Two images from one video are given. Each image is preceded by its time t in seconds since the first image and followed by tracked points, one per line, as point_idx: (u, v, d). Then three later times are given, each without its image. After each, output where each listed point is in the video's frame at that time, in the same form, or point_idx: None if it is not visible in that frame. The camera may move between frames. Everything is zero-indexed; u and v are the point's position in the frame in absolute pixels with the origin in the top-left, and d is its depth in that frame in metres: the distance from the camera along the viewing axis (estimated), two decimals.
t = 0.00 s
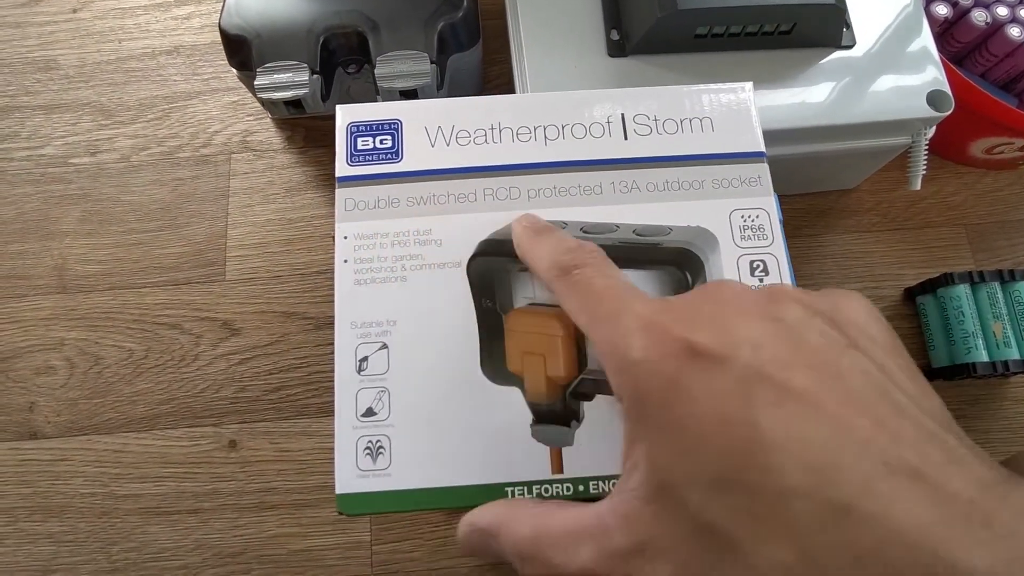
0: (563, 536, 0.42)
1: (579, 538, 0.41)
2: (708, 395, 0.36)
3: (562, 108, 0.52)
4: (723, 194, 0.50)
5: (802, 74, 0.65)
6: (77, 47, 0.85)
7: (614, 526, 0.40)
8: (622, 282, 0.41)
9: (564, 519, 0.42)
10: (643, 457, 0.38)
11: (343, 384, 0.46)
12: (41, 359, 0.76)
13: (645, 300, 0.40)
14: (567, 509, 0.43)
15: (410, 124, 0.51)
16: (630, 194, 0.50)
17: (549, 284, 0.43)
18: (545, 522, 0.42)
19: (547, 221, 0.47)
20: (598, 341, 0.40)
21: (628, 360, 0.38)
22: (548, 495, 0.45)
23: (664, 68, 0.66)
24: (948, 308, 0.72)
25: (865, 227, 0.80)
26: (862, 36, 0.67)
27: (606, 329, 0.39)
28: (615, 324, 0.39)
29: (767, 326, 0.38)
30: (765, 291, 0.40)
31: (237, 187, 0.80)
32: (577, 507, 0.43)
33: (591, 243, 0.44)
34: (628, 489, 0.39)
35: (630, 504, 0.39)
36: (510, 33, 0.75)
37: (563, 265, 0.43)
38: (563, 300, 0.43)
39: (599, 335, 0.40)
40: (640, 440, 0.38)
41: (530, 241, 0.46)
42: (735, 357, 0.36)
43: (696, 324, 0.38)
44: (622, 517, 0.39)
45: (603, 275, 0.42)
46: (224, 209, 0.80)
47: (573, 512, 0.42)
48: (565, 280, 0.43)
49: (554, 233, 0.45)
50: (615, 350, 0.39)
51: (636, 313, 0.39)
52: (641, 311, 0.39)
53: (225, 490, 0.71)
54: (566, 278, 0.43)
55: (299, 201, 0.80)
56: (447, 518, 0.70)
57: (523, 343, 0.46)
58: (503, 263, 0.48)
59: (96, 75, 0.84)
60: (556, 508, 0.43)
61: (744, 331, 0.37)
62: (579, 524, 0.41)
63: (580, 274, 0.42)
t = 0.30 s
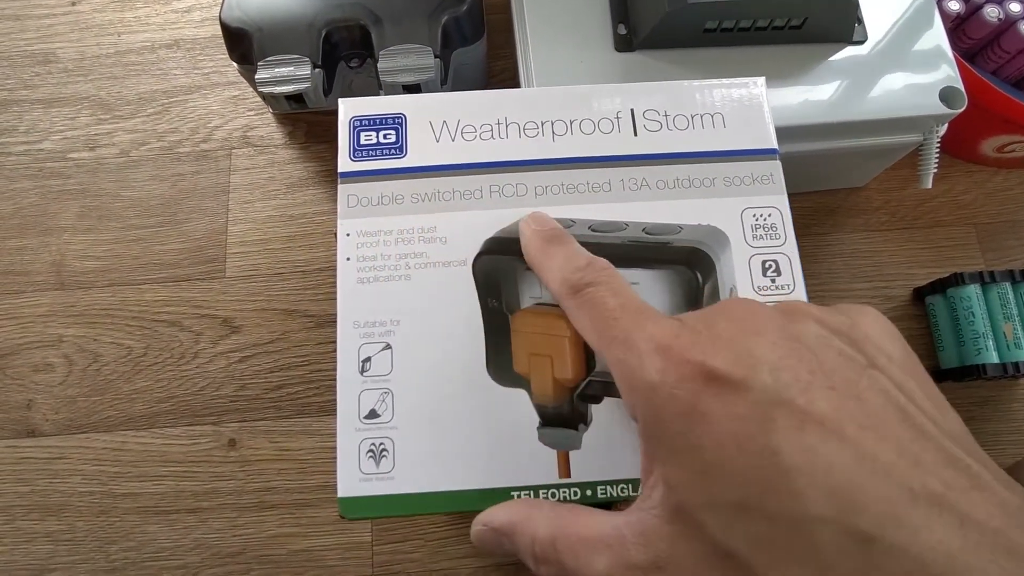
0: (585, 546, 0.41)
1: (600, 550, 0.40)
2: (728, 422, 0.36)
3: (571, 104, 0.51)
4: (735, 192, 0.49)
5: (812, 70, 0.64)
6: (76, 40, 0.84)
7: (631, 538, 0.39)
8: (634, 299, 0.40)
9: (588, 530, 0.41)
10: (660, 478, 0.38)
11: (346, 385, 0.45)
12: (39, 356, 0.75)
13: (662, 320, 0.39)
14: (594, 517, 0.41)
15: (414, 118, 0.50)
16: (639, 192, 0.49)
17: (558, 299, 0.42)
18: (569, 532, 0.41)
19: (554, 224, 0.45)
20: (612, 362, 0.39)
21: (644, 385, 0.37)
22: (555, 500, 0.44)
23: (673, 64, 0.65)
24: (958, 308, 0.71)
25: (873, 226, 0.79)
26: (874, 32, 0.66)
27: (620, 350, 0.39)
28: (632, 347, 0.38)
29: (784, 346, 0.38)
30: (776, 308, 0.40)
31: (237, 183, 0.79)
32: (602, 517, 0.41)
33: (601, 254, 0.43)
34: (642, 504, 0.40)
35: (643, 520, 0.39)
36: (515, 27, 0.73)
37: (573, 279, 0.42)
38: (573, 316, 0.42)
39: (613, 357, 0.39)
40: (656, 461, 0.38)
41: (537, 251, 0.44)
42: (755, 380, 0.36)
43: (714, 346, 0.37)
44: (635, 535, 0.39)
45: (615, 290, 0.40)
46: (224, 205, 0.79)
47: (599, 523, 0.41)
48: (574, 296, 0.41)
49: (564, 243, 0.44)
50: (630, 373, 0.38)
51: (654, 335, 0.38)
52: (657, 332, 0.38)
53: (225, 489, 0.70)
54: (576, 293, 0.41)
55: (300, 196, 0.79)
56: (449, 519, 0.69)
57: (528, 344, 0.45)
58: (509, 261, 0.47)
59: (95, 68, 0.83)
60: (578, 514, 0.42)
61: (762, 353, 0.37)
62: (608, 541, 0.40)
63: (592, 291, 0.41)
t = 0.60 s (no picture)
0: None
1: None
2: (958, 507, 0.25)
3: (560, 87, 0.52)
4: (721, 174, 0.49)
5: (803, 58, 0.65)
6: (74, 28, 0.85)
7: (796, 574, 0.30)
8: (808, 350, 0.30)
9: (727, 565, 0.33)
10: (848, 557, 0.28)
11: (333, 360, 0.46)
12: (35, 340, 0.76)
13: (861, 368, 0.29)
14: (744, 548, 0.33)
15: (404, 101, 0.51)
16: (626, 173, 0.49)
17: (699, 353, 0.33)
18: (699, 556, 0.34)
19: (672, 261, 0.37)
20: (779, 422, 0.31)
21: (840, 455, 0.28)
22: (538, 473, 0.44)
23: (664, 52, 0.65)
24: (948, 297, 0.72)
25: (864, 216, 0.79)
26: (865, 22, 0.67)
27: (801, 411, 0.29)
28: (822, 409, 0.29)
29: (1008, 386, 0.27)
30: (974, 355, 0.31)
31: (232, 169, 0.80)
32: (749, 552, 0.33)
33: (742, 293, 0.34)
34: None
35: None
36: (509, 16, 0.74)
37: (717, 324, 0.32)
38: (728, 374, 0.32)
39: (788, 421, 0.30)
40: (838, 533, 0.29)
41: (657, 292, 0.36)
42: (998, 456, 0.25)
43: (907, 397, 0.27)
44: None
45: (776, 335, 0.31)
46: (220, 191, 0.79)
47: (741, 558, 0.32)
48: (727, 346, 0.32)
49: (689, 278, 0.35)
50: (809, 439, 0.29)
51: (849, 394, 0.28)
52: (854, 390, 0.28)
53: (218, 472, 0.71)
54: (726, 342, 0.32)
55: (295, 183, 0.79)
56: (441, 503, 0.69)
57: (514, 322, 0.46)
58: (495, 240, 0.47)
59: (92, 56, 0.84)
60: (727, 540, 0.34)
61: (980, 396, 0.27)
62: None
63: (746, 335, 0.32)
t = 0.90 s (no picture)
0: (834, 553, 0.37)
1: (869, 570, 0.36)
2: None
3: (561, 73, 0.52)
4: (717, 158, 0.50)
5: (802, 48, 0.65)
6: (81, 18, 0.86)
7: (887, 540, 0.37)
8: (1005, 381, 0.36)
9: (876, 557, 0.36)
10: (1008, 550, 0.34)
11: (338, 336, 0.46)
12: (42, 325, 0.77)
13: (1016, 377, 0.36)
14: (831, 507, 0.39)
15: (408, 84, 0.52)
16: (625, 156, 0.50)
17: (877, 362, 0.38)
18: (790, 512, 0.39)
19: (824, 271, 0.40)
20: (972, 441, 0.36)
21: None
22: (537, 449, 0.45)
23: (665, 42, 0.66)
24: (944, 287, 0.72)
25: (862, 208, 0.80)
26: (865, 12, 0.67)
27: (993, 434, 0.35)
28: None
29: None
30: None
31: (237, 158, 0.81)
32: (837, 514, 0.39)
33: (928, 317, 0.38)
34: (960, 557, 0.35)
35: None
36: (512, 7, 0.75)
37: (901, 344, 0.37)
38: (920, 395, 0.38)
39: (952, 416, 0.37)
40: (1007, 534, 0.34)
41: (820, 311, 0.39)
42: None
43: None
44: None
45: (970, 367, 0.36)
46: (224, 179, 0.80)
47: (832, 518, 0.38)
48: (918, 371, 0.37)
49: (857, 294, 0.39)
50: (1001, 457, 0.35)
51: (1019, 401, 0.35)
52: None
53: (222, 456, 0.72)
54: (912, 367, 0.37)
55: (299, 172, 0.80)
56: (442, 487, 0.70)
57: (514, 301, 0.47)
58: (497, 220, 0.48)
59: (99, 45, 0.85)
60: (816, 498, 0.39)
61: None
62: (846, 539, 0.37)
63: (935, 364, 0.37)
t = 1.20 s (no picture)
0: (843, 548, 0.40)
1: (883, 567, 0.38)
2: None
3: (569, 69, 0.50)
4: (734, 159, 0.48)
5: (818, 45, 0.63)
6: (76, 12, 0.84)
7: (895, 535, 0.39)
8: (979, 387, 0.38)
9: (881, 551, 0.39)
10: (1004, 545, 0.37)
11: (335, 345, 0.45)
12: (34, 326, 0.75)
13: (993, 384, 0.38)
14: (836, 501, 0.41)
15: (411, 79, 0.50)
16: (637, 157, 0.48)
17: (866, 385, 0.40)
18: (799, 509, 0.41)
19: (804, 306, 0.43)
20: (959, 447, 0.38)
21: None
22: (543, 465, 0.43)
23: (676, 38, 0.64)
24: (961, 292, 0.70)
25: (876, 210, 0.78)
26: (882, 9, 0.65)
27: (982, 438, 0.37)
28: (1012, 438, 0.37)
29: None
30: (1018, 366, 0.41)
31: (235, 156, 0.79)
32: (843, 510, 0.41)
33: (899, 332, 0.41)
34: (965, 554, 0.38)
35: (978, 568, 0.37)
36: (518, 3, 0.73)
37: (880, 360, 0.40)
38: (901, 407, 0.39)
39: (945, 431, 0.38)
40: (1004, 531, 0.37)
41: (811, 341, 0.42)
42: None
43: None
44: None
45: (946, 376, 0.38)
46: (222, 178, 0.78)
47: (838, 515, 0.40)
48: (900, 385, 0.39)
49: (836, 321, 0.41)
50: (988, 459, 0.37)
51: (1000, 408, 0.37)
52: None
53: (217, 462, 0.70)
54: (894, 382, 0.39)
55: (298, 170, 0.78)
56: (443, 496, 0.68)
57: (520, 309, 0.46)
58: (504, 222, 0.46)
59: (95, 40, 0.83)
60: (823, 494, 0.41)
61: None
62: (853, 534, 0.40)
63: (914, 377, 0.39)
